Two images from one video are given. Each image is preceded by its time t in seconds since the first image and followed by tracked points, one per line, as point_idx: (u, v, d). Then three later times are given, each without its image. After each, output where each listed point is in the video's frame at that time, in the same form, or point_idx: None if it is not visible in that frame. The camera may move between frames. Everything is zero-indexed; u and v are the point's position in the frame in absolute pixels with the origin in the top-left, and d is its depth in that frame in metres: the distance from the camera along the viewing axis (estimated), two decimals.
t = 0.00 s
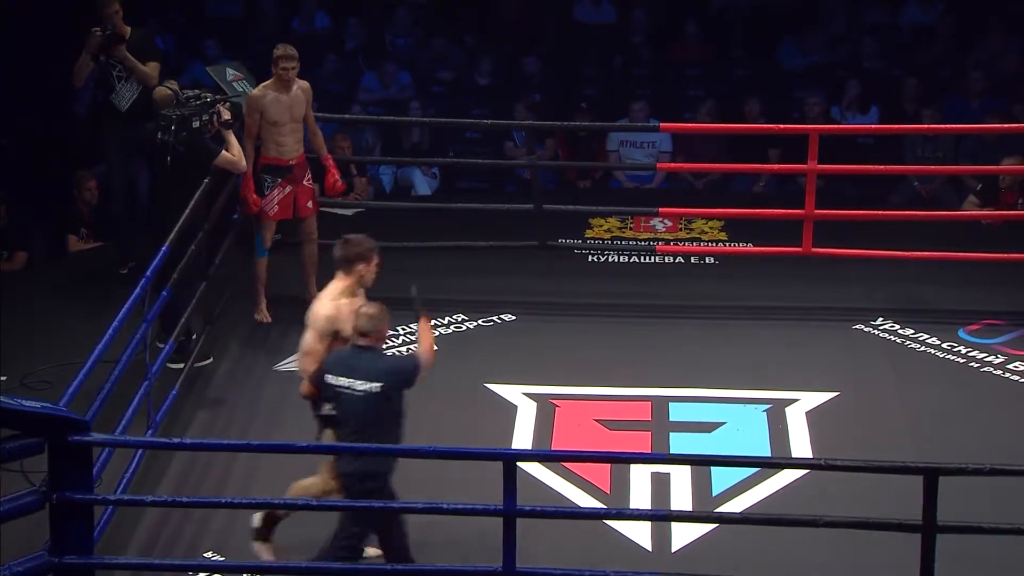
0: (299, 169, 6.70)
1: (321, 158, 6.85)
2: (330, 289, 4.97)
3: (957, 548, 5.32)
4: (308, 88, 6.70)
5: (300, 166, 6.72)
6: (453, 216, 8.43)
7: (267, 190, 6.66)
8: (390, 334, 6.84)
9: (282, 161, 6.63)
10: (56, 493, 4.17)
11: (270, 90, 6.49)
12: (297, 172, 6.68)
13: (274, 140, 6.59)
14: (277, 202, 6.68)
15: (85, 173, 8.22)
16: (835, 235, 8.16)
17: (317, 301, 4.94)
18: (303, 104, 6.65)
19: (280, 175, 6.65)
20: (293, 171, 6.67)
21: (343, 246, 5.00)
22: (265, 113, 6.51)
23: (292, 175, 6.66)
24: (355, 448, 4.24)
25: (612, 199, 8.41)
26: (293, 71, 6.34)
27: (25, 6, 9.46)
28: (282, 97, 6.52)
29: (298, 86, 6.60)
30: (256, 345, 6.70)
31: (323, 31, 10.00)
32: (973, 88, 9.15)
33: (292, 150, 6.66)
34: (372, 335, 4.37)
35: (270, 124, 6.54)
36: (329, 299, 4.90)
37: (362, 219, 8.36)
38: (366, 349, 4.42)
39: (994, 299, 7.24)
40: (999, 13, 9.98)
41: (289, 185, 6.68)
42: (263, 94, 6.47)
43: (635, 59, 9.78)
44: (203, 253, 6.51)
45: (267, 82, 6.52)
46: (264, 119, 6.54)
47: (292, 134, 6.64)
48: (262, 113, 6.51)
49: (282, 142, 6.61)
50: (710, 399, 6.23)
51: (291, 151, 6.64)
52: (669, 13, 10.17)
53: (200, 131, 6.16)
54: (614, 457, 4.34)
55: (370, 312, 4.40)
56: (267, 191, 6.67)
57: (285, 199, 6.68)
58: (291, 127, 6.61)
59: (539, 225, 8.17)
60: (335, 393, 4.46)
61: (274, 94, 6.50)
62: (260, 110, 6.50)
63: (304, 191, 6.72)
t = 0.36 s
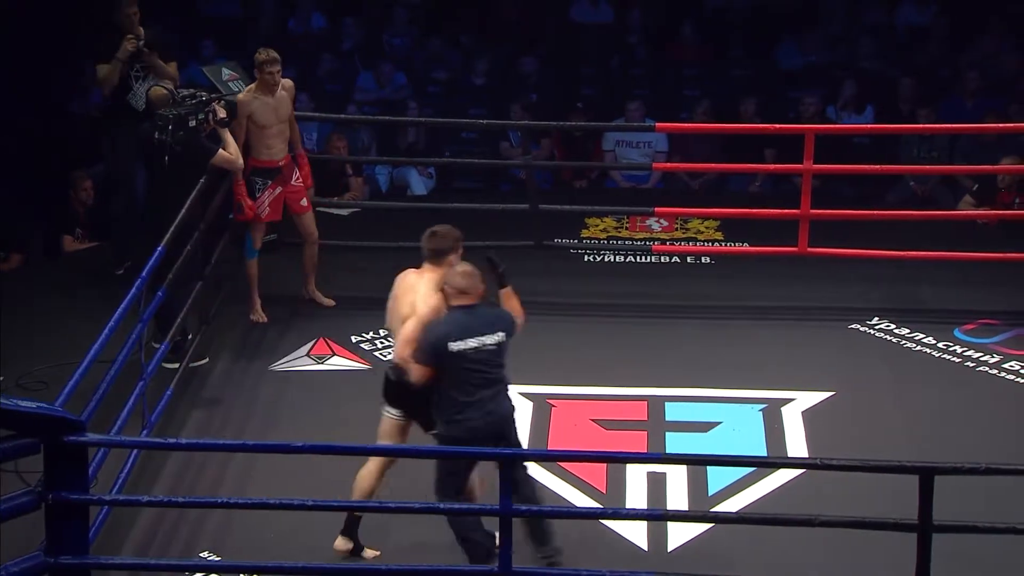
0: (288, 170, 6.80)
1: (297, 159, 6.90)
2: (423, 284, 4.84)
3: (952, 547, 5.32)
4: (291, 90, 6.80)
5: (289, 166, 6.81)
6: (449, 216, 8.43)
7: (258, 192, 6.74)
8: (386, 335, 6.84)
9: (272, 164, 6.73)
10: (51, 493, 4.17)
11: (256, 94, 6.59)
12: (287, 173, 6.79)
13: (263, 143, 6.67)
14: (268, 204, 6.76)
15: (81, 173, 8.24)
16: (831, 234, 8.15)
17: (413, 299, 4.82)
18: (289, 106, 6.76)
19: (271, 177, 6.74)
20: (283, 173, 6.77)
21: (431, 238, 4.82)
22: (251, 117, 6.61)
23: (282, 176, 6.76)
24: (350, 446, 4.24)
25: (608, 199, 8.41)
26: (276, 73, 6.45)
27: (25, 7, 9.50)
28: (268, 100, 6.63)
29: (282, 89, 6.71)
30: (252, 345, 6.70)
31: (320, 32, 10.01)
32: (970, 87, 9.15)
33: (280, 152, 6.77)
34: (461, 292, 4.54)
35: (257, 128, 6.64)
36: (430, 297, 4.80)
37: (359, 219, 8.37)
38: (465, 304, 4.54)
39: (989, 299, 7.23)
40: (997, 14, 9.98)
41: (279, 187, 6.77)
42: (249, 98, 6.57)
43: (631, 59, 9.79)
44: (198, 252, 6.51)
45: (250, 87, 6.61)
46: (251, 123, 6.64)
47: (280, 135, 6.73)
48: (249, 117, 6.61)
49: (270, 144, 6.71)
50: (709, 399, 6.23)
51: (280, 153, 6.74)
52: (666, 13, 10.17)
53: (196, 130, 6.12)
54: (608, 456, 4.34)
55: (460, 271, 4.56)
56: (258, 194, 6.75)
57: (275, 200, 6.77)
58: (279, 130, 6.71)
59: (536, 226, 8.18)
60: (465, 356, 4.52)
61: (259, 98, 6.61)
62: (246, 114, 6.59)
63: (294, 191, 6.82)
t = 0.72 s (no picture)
0: (289, 174, 6.77)
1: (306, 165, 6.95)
2: (490, 269, 4.93)
3: (943, 546, 5.34)
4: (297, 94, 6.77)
5: (292, 169, 6.78)
6: (441, 216, 8.44)
7: (257, 194, 6.70)
8: (378, 335, 6.84)
9: (274, 165, 6.70)
10: (43, 494, 4.17)
11: (262, 94, 6.56)
12: (288, 176, 6.75)
13: (267, 144, 6.65)
14: (267, 206, 6.72)
15: (73, 175, 8.24)
16: (823, 234, 8.16)
17: (491, 284, 4.88)
18: (292, 109, 6.72)
19: (271, 179, 6.71)
20: (284, 175, 6.74)
21: (489, 224, 4.94)
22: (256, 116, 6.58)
23: (282, 179, 6.73)
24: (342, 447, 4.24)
25: (600, 198, 8.42)
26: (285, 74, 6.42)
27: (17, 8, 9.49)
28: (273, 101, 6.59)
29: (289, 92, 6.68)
30: (244, 345, 6.70)
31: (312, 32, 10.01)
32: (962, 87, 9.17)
33: (283, 154, 6.73)
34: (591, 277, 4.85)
35: (262, 128, 6.60)
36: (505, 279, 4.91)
37: (351, 219, 8.36)
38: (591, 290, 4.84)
39: (981, 298, 7.24)
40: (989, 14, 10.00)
41: (279, 190, 6.74)
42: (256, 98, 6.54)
43: (623, 58, 9.79)
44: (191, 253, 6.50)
45: (257, 87, 6.58)
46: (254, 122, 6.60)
47: (284, 137, 6.71)
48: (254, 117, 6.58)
49: (272, 146, 6.68)
50: (701, 399, 6.24)
51: (281, 155, 6.70)
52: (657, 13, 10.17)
53: (189, 131, 6.11)
54: (602, 456, 4.34)
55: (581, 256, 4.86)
56: (257, 195, 6.70)
57: (274, 203, 6.74)
58: (282, 132, 6.68)
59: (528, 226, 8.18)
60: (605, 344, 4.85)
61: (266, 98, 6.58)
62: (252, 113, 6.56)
63: (293, 195, 6.79)
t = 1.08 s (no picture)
0: (302, 176, 6.74)
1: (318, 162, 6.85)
2: (528, 261, 4.96)
3: (929, 545, 5.35)
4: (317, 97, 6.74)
5: (304, 172, 6.75)
6: (427, 217, 8.43)
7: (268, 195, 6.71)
8: (364, 335, 6.83)
9: (286, 166, 6.67)
10: (28, 497, 4.15)
11: (280, 95, 6.54)
12: (300, 178, 6.72)
13: (278, 146, 6.62)
14: (278, 207, 6.72)
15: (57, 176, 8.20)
16: (809, 233, 8.17)
17: (533, 274, 4.90)
18: (308, 112, 6.69)
19: (281, 181, 6.69)
20: (295, 177, 6.71)
21: (521, 217, 5.00)
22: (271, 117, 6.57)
23: (294, 181, 6.70)
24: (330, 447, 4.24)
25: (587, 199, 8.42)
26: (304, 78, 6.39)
27: None
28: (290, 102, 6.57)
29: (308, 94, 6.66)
30: (230, 346, 6.69)
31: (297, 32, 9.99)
32: (948, 86, 9.19)
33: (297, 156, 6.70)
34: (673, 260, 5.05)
35: (275, 130, 6.59)
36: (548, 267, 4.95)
37: (336, 219, 8.35)
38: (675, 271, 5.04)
39: (966, 298, 7.26)
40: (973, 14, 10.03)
41: (290, 191, 6.72)
42: (273, 98, 6.52)
43: (608, 59, 9.79)
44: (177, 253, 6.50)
45: (275, 87, 6.56)
46: (270, 122, 6.59)
47: (297, 141, 6.67)
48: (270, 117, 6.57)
49: (285, 148, 6.65)
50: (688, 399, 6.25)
51: (293, 157, 6.67)
52: (643, 13, 10.17)
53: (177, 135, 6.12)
54: (589, 456, 4.34)
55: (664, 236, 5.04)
56: (269, 195, 6.71)
57: (286, 204, 6.74)
58: (297, 134, 6.65)
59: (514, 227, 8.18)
60: (688, 322, 5.04)
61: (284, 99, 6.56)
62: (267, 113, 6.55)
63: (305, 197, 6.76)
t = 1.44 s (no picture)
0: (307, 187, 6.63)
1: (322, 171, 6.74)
2: (575, 265, 4.96)
3: (908, 546, 5.37)
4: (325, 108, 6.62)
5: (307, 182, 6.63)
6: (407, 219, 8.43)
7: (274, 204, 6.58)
8: (344, 338, 6.82)
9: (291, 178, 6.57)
10: (6, 501, 4.13)
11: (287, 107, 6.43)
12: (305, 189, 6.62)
13: (282, 156, 6.51)
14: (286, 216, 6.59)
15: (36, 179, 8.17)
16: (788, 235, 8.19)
17: (585, 280, 4.92)
18: (317, 124, 6.58)
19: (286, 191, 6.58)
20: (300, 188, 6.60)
21: (568, 219, 4.96)
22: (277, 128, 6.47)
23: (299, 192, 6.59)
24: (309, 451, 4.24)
25: (565, 203, 8.44)
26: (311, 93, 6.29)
27: None
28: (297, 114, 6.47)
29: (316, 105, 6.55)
30: (209, 350, 6.66)
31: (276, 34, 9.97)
32: (926, 88, 9.23)
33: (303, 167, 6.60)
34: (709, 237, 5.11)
35: (281, 141, 6.49)
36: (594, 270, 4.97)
37: (316, 222, 8.33)
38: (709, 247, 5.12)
39: (944, 299, 7.29)
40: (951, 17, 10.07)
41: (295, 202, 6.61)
42: (280, 111, 6.42)
43: (588, 61, 9.80)
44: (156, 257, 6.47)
45: (283, 99, 6.46)
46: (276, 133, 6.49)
47: (302, 151, 6.56)
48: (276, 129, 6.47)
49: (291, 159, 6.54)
50: (668, 401, 6.27)
51: (298, 168, 6.56)
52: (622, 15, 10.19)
53: (155, 140, 6.10)
54: (570, 458, 4.35)
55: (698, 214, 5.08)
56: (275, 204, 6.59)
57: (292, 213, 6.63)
58: (304, 145, 6.55)
59: (495, 229, 8.19)
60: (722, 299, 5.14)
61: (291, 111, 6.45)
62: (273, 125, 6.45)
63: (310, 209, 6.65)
